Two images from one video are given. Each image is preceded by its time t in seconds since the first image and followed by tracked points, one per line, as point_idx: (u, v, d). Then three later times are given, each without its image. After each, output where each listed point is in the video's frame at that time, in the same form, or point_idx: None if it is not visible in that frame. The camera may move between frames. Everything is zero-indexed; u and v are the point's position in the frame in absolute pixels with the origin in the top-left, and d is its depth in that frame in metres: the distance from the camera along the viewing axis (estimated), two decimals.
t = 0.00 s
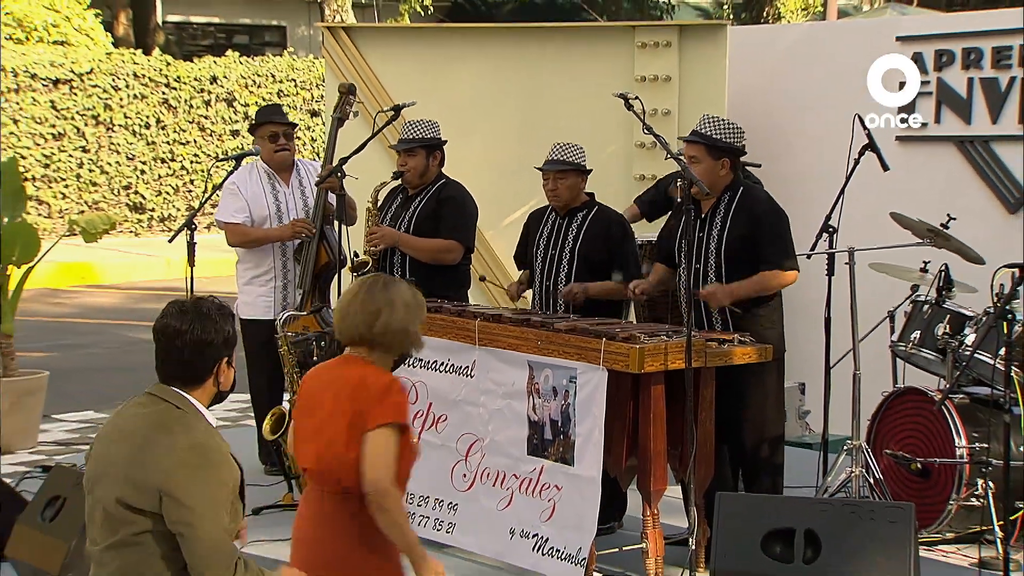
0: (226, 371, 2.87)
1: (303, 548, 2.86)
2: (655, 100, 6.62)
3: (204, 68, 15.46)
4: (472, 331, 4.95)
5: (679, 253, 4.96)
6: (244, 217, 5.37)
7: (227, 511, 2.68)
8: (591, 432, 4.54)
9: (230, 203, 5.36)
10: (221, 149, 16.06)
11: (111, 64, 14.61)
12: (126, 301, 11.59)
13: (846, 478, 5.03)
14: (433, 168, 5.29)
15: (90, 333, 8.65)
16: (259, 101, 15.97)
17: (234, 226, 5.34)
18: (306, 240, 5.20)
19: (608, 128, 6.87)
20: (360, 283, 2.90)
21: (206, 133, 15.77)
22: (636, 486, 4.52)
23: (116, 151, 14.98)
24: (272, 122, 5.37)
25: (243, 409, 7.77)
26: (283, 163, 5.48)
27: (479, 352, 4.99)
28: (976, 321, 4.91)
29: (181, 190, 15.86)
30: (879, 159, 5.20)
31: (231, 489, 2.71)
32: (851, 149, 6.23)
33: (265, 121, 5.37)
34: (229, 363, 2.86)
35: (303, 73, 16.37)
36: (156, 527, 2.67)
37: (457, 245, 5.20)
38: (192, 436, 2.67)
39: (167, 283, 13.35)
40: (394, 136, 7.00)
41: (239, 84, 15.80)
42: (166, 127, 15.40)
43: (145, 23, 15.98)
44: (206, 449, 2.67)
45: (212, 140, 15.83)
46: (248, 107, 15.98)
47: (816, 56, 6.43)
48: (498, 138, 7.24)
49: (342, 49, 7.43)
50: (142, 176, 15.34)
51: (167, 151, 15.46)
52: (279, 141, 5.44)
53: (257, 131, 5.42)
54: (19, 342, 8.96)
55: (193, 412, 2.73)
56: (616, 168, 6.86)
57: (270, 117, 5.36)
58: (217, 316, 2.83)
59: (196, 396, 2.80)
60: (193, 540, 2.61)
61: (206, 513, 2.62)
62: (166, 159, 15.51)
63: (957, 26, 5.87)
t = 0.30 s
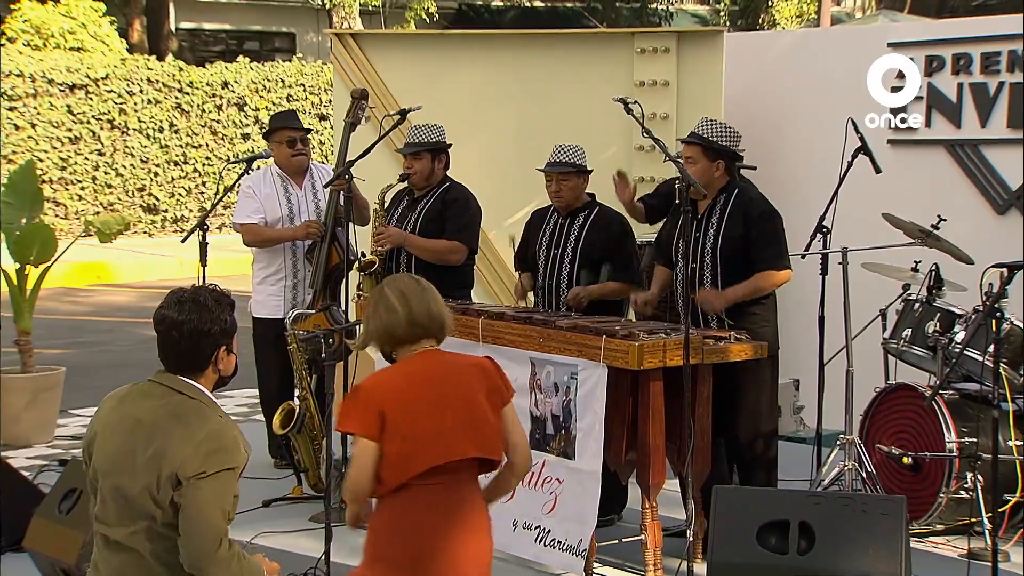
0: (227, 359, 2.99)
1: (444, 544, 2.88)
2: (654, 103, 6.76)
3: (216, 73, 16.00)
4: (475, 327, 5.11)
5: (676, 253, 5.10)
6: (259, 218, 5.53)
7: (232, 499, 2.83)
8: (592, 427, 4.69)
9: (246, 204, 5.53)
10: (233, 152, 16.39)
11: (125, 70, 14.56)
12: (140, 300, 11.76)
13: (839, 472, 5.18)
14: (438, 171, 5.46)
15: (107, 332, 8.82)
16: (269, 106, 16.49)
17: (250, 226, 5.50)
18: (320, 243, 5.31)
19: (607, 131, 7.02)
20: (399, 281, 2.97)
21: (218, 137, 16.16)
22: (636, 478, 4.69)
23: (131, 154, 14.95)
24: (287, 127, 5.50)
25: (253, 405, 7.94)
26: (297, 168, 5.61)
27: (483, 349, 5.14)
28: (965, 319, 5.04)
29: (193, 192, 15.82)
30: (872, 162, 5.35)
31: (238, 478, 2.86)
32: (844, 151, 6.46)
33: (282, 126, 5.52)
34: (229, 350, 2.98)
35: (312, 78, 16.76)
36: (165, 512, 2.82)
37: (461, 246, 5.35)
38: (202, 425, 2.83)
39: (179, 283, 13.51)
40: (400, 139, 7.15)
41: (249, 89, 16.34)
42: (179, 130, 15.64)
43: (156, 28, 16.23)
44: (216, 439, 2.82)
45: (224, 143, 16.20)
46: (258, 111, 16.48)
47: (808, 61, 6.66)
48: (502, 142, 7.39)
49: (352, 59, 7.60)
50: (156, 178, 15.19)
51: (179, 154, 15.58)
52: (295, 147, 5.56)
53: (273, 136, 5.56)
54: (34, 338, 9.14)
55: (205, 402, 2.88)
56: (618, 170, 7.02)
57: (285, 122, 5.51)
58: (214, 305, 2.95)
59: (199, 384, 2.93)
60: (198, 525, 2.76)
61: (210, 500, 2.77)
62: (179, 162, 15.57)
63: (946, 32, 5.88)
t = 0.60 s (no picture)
0: (228, 357, 3.10)
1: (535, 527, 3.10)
2: (651, 108, 6.95)
3: (226, 77, 15.31)
4: (479, 327, 5.31)
5: (675, 253, 5.25)
6: (274, 220, 5.71)
7: (232, 494, 2.93)
8: (591, 422, 4.83)
9: (261, 206, 5.70)
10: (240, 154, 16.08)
11: (137, 79, 14.60)
12: (152, 298, 11.93)
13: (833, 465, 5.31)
14: (442, 174, 5.60)
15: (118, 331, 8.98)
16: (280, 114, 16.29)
17: (264, 227, 5.67)
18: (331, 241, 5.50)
19: (606, 135, 7.19)
20: (443, 284, 3.08)
21: (228, 139, 16.10)
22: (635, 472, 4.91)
23: (143, 157, 15.67)
24: (301, 129, 5.68)
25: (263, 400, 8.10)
26: (313, 167, 5.81)
27: (486, 347, 5.31)
28: (955, 317, 5.21)
29: (204, 194, 16.33)
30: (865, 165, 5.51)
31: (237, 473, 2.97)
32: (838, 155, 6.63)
33: (299, 127, 5.69)
34: (230, 351, 3.10)
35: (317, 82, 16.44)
36: (167, 507, 2.94)
37: (465, 248, 5.48)
38: (203, 422, 2.95)
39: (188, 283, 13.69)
40: (406, 142, 7.30)
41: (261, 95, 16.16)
42: (190, 133, 15.95)
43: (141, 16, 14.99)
44: (215, 436, 2.94)
45: (234, 146, 16.07)
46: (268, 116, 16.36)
47: (801, 66, 6.81)
48: (506, 145, 7.54)
49: (359, 64, 7.78)
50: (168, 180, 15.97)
51: (191, 156, 16.08)
52: (312, 147, 5.76)
53: (290, 137, 5.73)
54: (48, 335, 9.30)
55: (208, 401, 3.01)
56: (618, 172, 7.17)
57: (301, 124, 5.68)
58: (211, 308, 3.07)
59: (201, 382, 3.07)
60: (196, 516, 2.87)
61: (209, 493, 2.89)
62: (190, 164, 16.12)
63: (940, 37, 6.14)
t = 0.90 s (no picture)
0: (236, 341, 3.15)
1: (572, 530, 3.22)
2: (651, 110, 7.08)
3: (236, 82, 16.83)
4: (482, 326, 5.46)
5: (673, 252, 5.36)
6: (284, 218, 5.87)
7: (204, 467, 2.95)
8: (591, 417, 4.98)
9: (272, 204, 5.87)
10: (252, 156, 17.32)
11: (152, 80, 16.06)
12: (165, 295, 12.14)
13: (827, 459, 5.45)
14: (447, 176, 5.75)
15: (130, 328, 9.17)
16: (288, 113, 17.34)
17: (274, 225, 5.83)
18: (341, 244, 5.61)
19: (606, 137, 7.35)
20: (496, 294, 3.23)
21: (238, 142, 17.08)
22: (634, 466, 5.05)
23: (157, 159, 16.32)
24: (313, 131, 5.86)
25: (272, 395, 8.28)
26: (324, 169, 5.97)
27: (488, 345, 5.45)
28: (944, 314, 5.36)
29: (216, 194, 17.16)
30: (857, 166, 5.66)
31: (213, 448, 2.97)
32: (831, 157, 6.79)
33: (312, 129, 5.86)
34: (236, 335, 3.14)
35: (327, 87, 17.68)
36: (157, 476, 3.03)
37: (469, 249, 5.65)
38: (181, 396, 2.98)
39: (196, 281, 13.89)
40: (411, 144, 7.46)
41: (268, 97, 17.15)
42: (201, 135, 16.65)
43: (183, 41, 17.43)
44: (188, 409, 2.96)
45: (243, 148, 17.12)
46: (277, 118, 17.28)
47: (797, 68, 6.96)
48: (509, 146, 7.70)
49: (366, 68, 7.82)
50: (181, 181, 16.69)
51: (202, 158, 16.74)
52: (324, 149, 5.93)
53: (302, 139, 5.91)
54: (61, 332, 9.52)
55: (198, 377, 3.04)
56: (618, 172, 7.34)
57: (312, 126, 5.86)
58: (220, 294, 3.13)
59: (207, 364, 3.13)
60: (170, 486, 2.93)
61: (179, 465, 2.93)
62: (201, 165, 16.78)
63: (931, 41, 6.35)
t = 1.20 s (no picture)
0: (219, 338, 3.39)
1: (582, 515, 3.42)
2: (649, 111, 7.26)
3: (247, 83, 17.17)
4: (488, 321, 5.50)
5: (671, 249, 5.54)
6: (292, 219, 6.05)
7: (154, 464, 3.20)
8: (591, 409, 5.13)
9: (282, 205, 6.05)
10: (262, 155, 17.69)
11: (164, 81, 16.29)
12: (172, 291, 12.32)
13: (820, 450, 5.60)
14: (450, 173, 5.92)
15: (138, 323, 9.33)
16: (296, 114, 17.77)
17: (282, 225, 6.01)
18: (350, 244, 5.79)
19: (606, 136, 7.51)
20: (528, 290, 3.42)
21: (248, 142, 17.43)
22: (632, 457, 5.20)
23: (169, 157, 16.63)
24: (320, 135, 6.02)
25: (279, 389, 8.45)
26: (331, 171, 6.14)
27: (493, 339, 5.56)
28: (935, 309, 5.51)
29: (226, 193, 17.56)
30: (850, 165, 5.82)
31: (165, 445, 3.22)
32: (825, 156, 6.96)
33: (319, 133, 6.03)
34: (219, 331, 3.38)
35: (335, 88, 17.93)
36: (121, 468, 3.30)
37: (472, 245, 5.79)
38: (147, 394, 3.25)
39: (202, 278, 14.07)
40: (417, 143, 7.62)
41: (277, 98, 17.58)
42: (212, 136, 17.11)
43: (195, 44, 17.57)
44: (150, 408, 3.22)
45: (253, 147, 17.52)
46: (285, 119, 17.70)
47: (792, 71, 7.13)
48: (512, 146, 7.88)
49: (372, 69, 8.09)
50: (192, 179, 16.99)
51: (213, 157, 17.15)
52: (331, 151, 6.10)
53: (308, 142, 6.06)
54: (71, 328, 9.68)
55: (172, 373, 3.31)
56: (616, 172, 7.49)
57: (318, 130, 6.01)
58: (205, 294, 3.41)
59: (191, 361, 3.38)
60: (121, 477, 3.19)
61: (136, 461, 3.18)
62: (213, 164, 17.18)
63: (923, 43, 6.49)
